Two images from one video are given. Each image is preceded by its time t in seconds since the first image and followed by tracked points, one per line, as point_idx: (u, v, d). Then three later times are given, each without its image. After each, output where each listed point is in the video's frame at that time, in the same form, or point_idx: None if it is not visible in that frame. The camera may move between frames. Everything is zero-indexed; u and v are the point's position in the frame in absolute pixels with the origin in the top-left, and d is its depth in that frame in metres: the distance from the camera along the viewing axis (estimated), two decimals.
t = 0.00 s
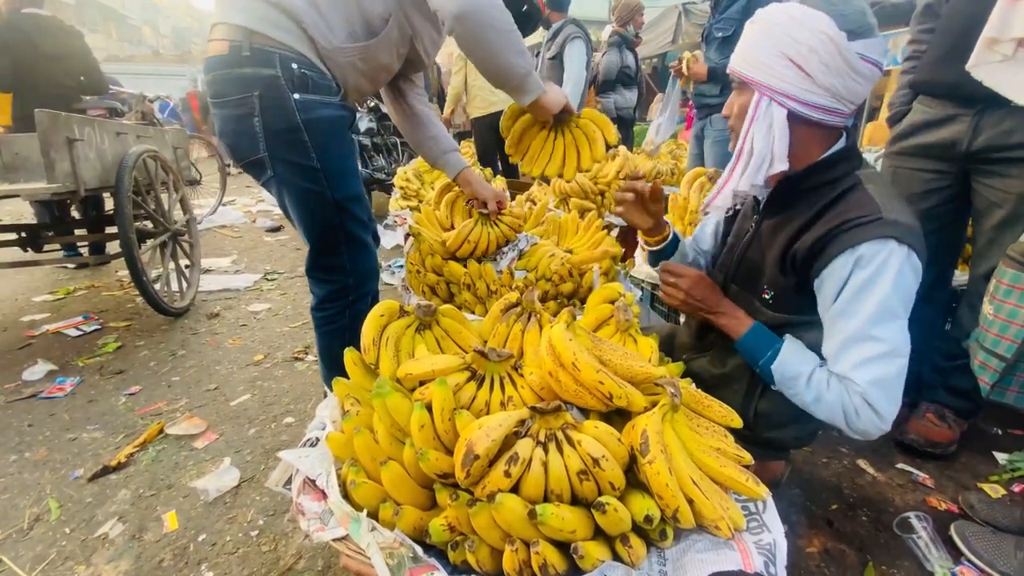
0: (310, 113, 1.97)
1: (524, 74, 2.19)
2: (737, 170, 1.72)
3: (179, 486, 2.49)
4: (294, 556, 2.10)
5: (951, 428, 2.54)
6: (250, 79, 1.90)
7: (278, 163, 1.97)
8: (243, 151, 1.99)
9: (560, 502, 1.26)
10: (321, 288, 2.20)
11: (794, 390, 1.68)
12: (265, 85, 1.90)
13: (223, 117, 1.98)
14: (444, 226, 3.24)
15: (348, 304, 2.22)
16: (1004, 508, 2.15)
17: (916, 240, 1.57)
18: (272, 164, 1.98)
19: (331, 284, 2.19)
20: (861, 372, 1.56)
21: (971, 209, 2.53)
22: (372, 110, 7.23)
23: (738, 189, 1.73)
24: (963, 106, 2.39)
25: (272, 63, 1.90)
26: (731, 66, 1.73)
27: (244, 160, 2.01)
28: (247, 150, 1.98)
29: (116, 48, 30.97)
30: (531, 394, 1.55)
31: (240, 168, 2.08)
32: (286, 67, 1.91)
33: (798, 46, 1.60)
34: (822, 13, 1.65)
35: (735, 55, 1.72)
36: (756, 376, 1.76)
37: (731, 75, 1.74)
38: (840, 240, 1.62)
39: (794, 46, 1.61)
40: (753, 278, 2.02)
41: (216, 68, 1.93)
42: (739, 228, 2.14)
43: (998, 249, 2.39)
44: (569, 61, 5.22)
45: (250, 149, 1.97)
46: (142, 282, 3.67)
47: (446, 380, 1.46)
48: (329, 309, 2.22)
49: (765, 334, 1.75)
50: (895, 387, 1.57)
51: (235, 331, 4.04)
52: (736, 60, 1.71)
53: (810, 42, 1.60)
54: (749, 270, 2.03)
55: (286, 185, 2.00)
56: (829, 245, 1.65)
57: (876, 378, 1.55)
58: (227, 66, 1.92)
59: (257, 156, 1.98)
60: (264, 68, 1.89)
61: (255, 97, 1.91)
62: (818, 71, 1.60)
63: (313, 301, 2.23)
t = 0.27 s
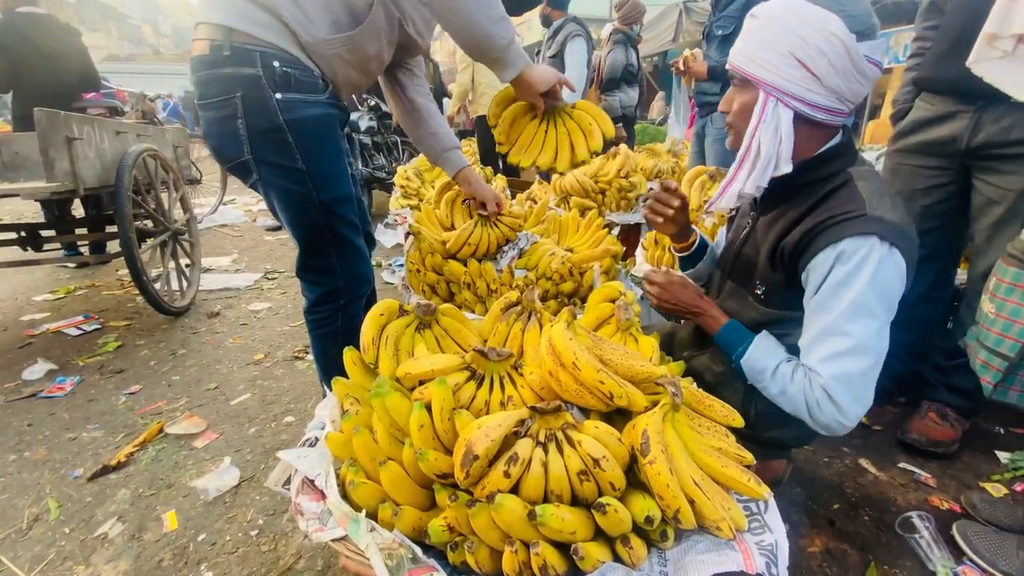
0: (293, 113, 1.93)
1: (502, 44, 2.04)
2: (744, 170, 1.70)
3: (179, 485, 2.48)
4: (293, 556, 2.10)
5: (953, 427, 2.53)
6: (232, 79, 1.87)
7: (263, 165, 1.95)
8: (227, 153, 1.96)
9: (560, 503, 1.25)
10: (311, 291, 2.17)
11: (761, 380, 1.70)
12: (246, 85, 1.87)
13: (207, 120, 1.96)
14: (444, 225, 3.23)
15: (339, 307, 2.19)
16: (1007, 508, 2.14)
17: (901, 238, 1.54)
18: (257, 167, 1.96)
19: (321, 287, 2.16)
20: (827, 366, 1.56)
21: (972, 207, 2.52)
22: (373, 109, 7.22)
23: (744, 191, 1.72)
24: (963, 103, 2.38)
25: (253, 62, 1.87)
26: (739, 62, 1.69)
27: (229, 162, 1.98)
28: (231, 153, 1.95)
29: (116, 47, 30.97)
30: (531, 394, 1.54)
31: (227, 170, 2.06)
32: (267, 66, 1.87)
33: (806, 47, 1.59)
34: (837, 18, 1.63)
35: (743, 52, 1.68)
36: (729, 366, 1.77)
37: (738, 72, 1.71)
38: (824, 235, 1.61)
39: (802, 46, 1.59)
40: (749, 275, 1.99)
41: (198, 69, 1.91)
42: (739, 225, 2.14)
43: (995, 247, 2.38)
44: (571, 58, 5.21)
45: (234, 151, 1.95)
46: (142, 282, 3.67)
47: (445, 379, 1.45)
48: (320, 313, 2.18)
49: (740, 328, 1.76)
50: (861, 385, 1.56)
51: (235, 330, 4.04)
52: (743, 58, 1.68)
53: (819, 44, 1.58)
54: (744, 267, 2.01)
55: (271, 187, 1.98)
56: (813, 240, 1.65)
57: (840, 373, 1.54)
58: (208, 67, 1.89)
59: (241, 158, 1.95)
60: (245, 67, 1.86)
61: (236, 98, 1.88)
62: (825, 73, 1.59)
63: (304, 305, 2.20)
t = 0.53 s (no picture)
0: (282, 113, 1.87)
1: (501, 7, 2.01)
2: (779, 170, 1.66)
3: (181, 484, 2.48)
4: (295, 555, 2.10)
5: (956, 426, 2.52)
6: (219, 79, 1.81)
7: (253, 167, 1.90)
8: (216, 156, 1.90)
9: (563, 502, 1.25)
10: (307, 295, 2.14)
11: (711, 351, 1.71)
12: (234, 84, 1.81)
13: (195, 123, 1.90)
14: (445, 223, 3.22)
15: (336, 311, 2.18)
16: (1010, 508, 2.13)
17: (904, 239, 1.56)
18: (247, 170, 1.91)
19: (317, 290, 2.12)
20: (780, 345, 1.60)
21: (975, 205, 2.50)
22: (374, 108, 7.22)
23: (780, 190, 1.68)
24: (965, 100, 2.37)
25: (240, 60, 1.81)
26: (776, 55, 1.64)
27: (219, 165, 1.93)
28: (220, 156, 1.90)
29: (118, 47, 31.02)
30: (533, 393, 1.53)
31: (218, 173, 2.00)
32: (253, 63, 1.81)
33: (849, 45, 1.60)
34: (878, 12, 1.66)
35: (781, 44, 1.64)
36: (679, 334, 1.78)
37: (772, 64, 1.66)
38: (830, 229, 1.62)
39: (845, 43, 1.60)
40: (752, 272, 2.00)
41: (186, 70, 1.86)
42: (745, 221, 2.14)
43: (998, 245, 2.36)
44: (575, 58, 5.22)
45: (224, 155, 1.89)
46: (144, 281, 3.67)
47: (447, 378, 1.44)
48: (317, 317, 2.16)
49: (691, 300, 1.74)
50: (803, 372, 1.61)
51: (237, 329, 4.04)
52: (782, 51, 1.63)
53: (862, 42, 1.61)
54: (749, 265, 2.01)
55: (264, 189, 1.92)
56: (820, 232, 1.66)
57: (790, 356, 1.58)
58: (194, 67, 1.84)
59: (231, 161, 1.90)
60: (231, 65, 1.80)
61: (224, 98, 1.82)
62: (866, 71, 1.62)
63: (301, 308, 2.18)
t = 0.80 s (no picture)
0: (269, 116, 1.85)
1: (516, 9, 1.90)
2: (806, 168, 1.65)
3: (183, 483, 2.49)
4: (298, 554, 2.10)
5: (959, 426, 2.52)
6: (205, 83, 1.81)
7: (242, 172, 1.90)
8: (207, 163, 1.90)
9: (566, 501, 1.25)
10: (306, 298, 2.14)
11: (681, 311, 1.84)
12: (220, 88, 1.81)
13: (184, 129, 1.90)
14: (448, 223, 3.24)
15: (334, 315, 2.17)
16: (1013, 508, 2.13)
17: (891, 239, 1.65)
18: (237, 175, 1.90)
19: (314, 294, 2.12)
20: (744, 312, 1.73)
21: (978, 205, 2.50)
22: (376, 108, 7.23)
23: (805, 191, 1.66)
24: (969, 99, 2.37)
25: (225, 63, 1.80)
26: (810, 51, 1.65)
27: (210, 172, 1.93)
28: (210, 162, 1.89)
29: (120, 47, 31.07)
30: (536, 393, 1.53)
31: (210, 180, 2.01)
32: (238, 65, 1.80)
33: (884, 47, 1.63)
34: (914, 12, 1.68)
35: (816, 42, 1.65)
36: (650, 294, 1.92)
37: (804, 60, 1.67)
38: (825, 223, 1.72)
39: (880, 45, 1.63)
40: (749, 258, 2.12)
41: (174, 75, 1.86)
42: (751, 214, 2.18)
43: (1003, 245, 2.36)
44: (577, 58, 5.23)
45: (214, 161, 1.89)
46: (147, 280, 3.67)
47: (450, 378, 1.44)
48: (316, 320, 2.16)
49: (673, 261, 1.88)
50: (759, 342, 1.74)
51: (239, 328, 4.05)
52: (816, 47, 1.65)
53: (898, 43, 1.64)
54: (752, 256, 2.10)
55: (255, 194, 1.92)
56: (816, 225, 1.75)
57: (750, 322, 1.72)
58: (181, 72, 1.84)
59: (221, 167, 1.90)
60: (217, 69, 1.79)
61: (210, 103, 1.82)
62: (896, 75, 1.67)
63: (300, 311, 2.18)
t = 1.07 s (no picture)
0: (264, 118, 1.85)
1: (546, 10, 1.62)
2: (830, 168, 1.63)
3: (186, 482, 2.50)
4: (300, 553, 2.11)
5: (961, 427, 2.52)
6: (200, 85, 1.82)
7: (238, 174, 1.90)
8: (203, 165, 1.92)
9: (569, 500, 1.26)
10: (306, 301, 2.15)
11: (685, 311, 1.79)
12: (215, 90, 1.81)
13: (181, 131, 1.91)
14: (449, 223, 3.25)
15: (333, 318, 2.17)
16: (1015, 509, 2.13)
17: (893, 238, 1.68)
18: (234, 177, 1.91)
19: (314, 296, 2.13)
20: (748, 313, 1.73)
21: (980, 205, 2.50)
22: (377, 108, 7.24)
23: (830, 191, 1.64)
24: (971, 99, 2.37)
25: (219, 65, 1.80)
26: (827, 52, 1.64)
27: (206, 175, 1.94)
28: (207, 164, 1.90)
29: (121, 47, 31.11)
30: (537, 393, 1.53)
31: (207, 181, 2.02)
32: (232, 66, 1.79)
33: (899, 47, 1.66)
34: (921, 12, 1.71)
35: (832, 41, 1.64)
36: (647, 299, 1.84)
37: (820, 61, 1.66)
38: (829, 222, 1.73)
39: (895, 45, 1.65)
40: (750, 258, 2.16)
41: (171, 77, 1.87)
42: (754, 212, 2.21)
43: (1003, 245, 2.36)
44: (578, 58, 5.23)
45: (210, 163, 1.90)
46: (148, 279, 3.68)
47: (452, 377, 1.45)
48: (316, 323, 2.17)
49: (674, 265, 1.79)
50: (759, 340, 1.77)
51: (241, 328, 4.06)
52: (833, 48, 1.64)
53: (911, 43, 1.66)
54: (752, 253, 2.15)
55: (251, 195, 1.93)
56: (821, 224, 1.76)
57: (754, 323, 1.73)
58: (177, 74, 1.85)
59: (218, 170, 1.91)
60: (211, 71, 1.80)
61: (205, 105, 1.82)
62: (908, 74, 1.70)
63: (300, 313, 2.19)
